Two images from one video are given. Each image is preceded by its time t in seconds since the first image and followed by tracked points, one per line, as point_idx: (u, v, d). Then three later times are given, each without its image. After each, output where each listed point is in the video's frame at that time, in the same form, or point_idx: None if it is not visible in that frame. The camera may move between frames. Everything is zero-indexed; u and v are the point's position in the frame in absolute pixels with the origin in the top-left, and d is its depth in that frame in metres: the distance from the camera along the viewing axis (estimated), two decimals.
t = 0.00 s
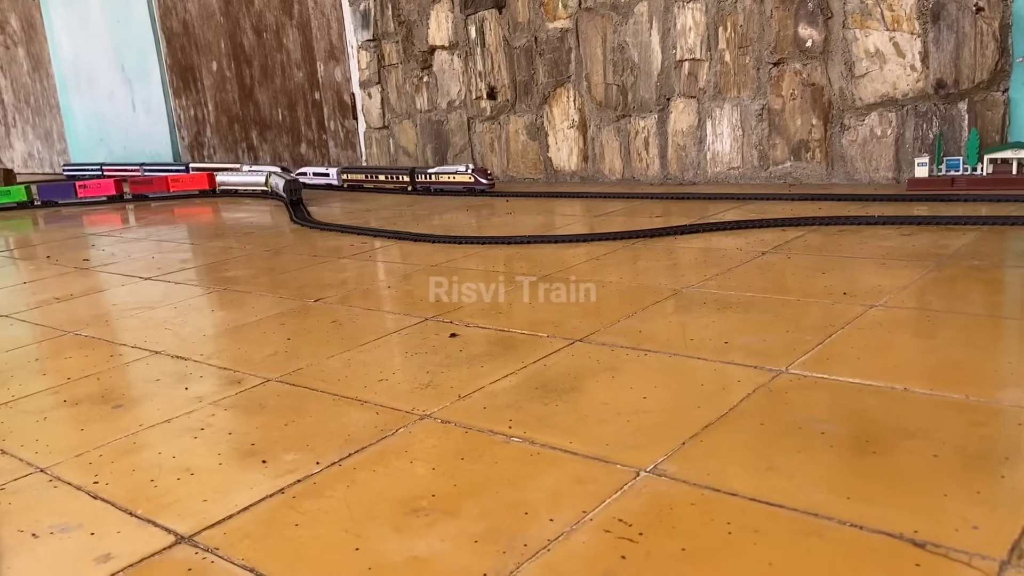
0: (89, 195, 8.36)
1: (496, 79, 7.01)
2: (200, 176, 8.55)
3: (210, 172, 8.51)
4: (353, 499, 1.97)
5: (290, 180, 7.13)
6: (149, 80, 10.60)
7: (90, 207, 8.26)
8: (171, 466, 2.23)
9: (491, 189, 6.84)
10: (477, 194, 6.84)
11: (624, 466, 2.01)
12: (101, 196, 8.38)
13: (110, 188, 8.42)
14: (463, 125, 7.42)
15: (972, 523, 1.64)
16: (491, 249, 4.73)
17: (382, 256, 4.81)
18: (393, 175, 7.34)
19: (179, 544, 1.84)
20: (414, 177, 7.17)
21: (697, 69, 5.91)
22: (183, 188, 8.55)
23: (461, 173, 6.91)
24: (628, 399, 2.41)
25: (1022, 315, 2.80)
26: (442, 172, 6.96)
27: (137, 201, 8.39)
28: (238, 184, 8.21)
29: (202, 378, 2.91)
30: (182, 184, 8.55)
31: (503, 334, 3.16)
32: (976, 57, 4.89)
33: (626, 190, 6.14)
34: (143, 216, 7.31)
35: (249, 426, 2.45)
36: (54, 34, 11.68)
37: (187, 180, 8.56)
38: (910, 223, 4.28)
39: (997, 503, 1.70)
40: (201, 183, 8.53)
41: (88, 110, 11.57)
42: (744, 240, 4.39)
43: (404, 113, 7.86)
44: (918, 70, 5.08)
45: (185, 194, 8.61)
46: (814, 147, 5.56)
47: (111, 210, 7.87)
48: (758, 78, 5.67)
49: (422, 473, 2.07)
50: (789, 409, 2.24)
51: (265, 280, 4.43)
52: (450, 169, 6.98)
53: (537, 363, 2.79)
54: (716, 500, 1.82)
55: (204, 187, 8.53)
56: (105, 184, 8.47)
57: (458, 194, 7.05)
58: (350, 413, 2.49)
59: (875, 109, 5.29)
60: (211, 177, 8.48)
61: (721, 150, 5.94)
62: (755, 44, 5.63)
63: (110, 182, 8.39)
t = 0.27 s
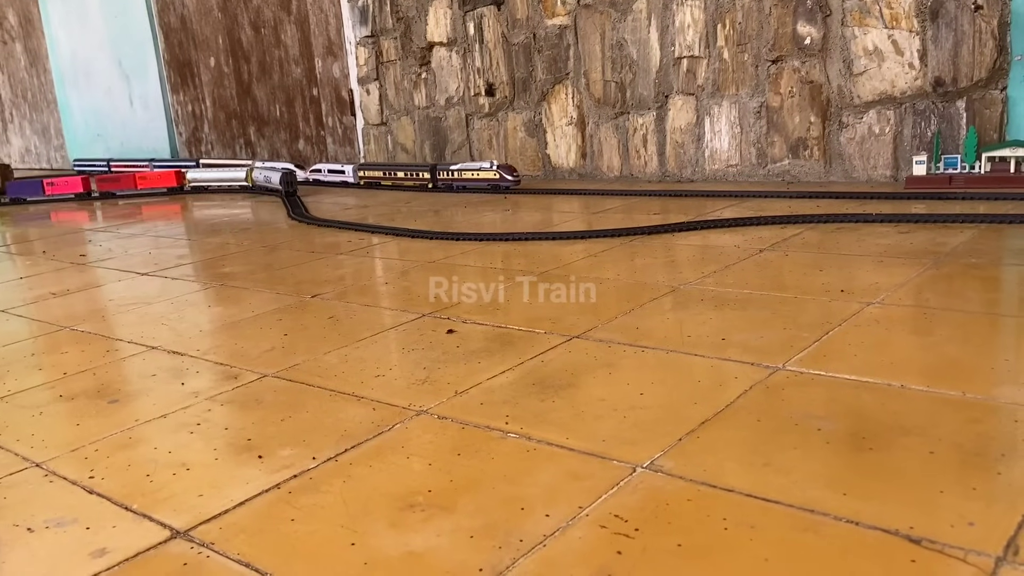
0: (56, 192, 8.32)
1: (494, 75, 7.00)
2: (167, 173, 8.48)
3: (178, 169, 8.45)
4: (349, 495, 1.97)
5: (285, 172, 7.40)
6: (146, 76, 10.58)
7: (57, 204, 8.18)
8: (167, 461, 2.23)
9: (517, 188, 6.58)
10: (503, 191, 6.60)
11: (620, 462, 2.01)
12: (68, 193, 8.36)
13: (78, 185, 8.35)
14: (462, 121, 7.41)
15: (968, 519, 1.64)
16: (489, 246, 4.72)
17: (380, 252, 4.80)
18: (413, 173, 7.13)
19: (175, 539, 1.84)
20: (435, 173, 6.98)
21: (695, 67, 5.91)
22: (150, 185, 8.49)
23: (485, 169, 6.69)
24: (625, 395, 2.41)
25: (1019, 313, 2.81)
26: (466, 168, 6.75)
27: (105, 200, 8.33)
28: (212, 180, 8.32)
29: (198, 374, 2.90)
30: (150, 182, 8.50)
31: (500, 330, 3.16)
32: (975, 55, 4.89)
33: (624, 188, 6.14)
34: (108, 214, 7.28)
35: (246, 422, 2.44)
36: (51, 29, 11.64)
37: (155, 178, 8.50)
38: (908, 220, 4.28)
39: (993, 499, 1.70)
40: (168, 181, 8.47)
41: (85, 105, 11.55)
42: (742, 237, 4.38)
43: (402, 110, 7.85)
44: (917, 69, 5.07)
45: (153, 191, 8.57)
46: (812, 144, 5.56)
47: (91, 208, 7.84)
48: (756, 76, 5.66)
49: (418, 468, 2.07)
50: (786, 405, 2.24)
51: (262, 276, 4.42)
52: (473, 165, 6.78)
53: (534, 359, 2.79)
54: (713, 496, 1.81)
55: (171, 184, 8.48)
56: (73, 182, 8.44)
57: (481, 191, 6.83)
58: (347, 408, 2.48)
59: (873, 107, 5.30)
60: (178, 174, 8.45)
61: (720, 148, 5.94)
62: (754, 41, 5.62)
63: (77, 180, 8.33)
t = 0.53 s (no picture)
0: (22, 189, 8.26)
1: (492, 72, 6.99)
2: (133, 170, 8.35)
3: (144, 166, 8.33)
4: (346, 489, 1.96)
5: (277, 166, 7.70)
6: (143, 71, 10.56)
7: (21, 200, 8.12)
8: (162, 455, 2.22)
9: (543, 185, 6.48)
10: (528, 189, 6.49)
11: (617, 457, 2.01)
12: (34, 190, 8.28)
13: (44, 183, 8.28)
14: (459, 118, 7.39)
15: (965, 514, 1.64)
16: (486, 242, 4.72)
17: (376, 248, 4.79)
18: (434, 170, 7.02)
19: (170, 533, 1.83)
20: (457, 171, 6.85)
21: (693, 64, 5.90)
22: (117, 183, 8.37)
23: (511, 166, 6.57)
24: (622, 390, 2.41)
25: (1016, 310, 2.81)
26: (490, 165, 6.63)
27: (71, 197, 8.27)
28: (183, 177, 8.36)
29: (194, 368, 2.90)
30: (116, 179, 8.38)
31: (497, 326, 3.15)
32: (973, 53, 4.89)
33: (622, 185, 6.14)
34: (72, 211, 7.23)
35: (242, 416, 2.44)
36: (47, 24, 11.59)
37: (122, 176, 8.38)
38: (905, 218, 4.29)
39: (989, 495, 1.70)
40: (135, 178, 8.35)
41: (81, 101, 11.51)
42: (739, 234, 4.38)
43: (400, 106, 7.83)
44: (914, 66, 5.07)
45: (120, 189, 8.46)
46: (810, 142, 5.56)
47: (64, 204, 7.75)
48: (754, 73, 5.66)
49: (414, 463, 2.06)
50: (783, 401, 2.24)
51: (259, 271, 4.41)
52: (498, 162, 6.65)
53: (531, 355, 2.79)
54: (710, 491, 1.81)
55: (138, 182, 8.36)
56: (40, 179, 8.35)
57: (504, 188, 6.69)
58: (343, 403, 2.48)
59: (871, 105, 5.30)
60: (144, 172, 8.34)
61: (717, 145, 5.94)
62: (752, 39, 5.62)
63: (43, 177, 8.26)
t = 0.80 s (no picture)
0: None
1: (490, 70, 6.98)
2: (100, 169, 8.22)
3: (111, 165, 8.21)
4: (343, 486, 1.96)
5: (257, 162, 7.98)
6: (139, 67, 10.54)
7: None
8: (159, 453, 2.21)
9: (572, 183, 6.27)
10: (556, 188, 6.28)
11: (615, 455, 2.00)
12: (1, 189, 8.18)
13: (11, 183, 8.19)
14: (457, 116, 7.38)
15: (962, 513, 1.64)
16: (483, 240, 4.71)
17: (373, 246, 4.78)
18: (457, 167, 6.78)
19: (166, 530, 1.83)
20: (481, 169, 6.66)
21: (691, 62, 5.90)
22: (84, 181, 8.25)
23: (537, 164, 6.36)
24: (619, 389, 2.41)
25: (1012, 309, 2.81)
26: (516, 163, 6.41)
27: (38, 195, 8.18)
28: (150, 176, 8.31)
29: (191, 366, 2.89)
30: (84, 178, 8.24)
31: (494, 324, 3.15)
32: (970, 52, 4.90)
33: (620, 183, 6.14)
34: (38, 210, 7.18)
35: (238, 414, 2.43)
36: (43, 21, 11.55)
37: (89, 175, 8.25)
38: (902, 217, 4.29)
39: (986, 493, 1.70)
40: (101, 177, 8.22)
41: (77, 97, 11.48)
42: (736, 233, 4.38)
43: (397, 104, 7.82)
44: (912, 65, 5.07)
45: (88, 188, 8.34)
46: (807, 141, 5.56)
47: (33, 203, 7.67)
48: (752, 72, 5.66)
49: (412, 461, 2.06)
50: (781, 400, 2.24)
51: (255, 268, 4.40)
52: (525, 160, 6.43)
53: (528, 353, 2.78)
54: (707, 489, 1.81)
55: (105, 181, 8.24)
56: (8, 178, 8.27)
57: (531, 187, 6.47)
58: (340, 401, 2.47)
59: (868, 104, 5.30)
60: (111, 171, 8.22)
61: (715, 144, 5.94)
62: (749, 37, 5.62)
63: (10, 176, 8.17)
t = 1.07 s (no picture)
0: None
1: (486, 68, 6.98)
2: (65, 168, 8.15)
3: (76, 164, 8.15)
4: (338, 485, 1.96)
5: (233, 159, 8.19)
6: (135, 65, 10.56)
7: None
8: (154, 451, 2.21)
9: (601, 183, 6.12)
10: (586, 187, 6.11)
11: (610, 454, 2.01)
12: None
13: None
14: (453, 114, 7.37)
15: (956, 513, 1.64)
16: (479, 239, 4.71)
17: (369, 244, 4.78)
18: (480, 166, 6.61)
19: (161, 529, 1.82)
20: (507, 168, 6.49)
21: (687, 62, 5.90)
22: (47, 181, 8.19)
23: (566, 163, 6.18)
24: (615, 388, 2.41)
25: (1006, 309, 2.82)
26: (545, 163, 6.24)
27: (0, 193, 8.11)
28: (115, 175, 8.25)
29: (186, 364, 2.88)
30: (48, 177, 8.18)
31: (490, 323, 3.15)
32: (965, 53, 4.91)
33: (616, 182, 6.13)
34: None
35: (233, 412, 2.43)
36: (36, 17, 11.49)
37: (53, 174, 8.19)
38: (897, 217, 4.30)
39: (980, 493, 1.71)
40: (66, 176, 8.16)
41: (70, 94, 11.43)
42: (732, 232, 4.38)
43: (393, 102, 7.81)
44: (907, 66, 5.08)
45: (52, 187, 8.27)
46: (803, 141, 5.57)
47: None
48: (749, 71, 5.66)
49: (407, 459, 2.06)
50: (776, 399, 2.24)
51: (251, 266, 4.39)
52: (554, 159, 6.25)
53: (524, 352, 2.78)
54: (702, 488, 1.81)
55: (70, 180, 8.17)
56: None
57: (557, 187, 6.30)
58: (335, 399, 2.47)
59: (863, 104, 5.31)
60: (75, 170, 8.14)
61: (711, 143, 5.95)
62: (746, 37, 5.62)
63: None
